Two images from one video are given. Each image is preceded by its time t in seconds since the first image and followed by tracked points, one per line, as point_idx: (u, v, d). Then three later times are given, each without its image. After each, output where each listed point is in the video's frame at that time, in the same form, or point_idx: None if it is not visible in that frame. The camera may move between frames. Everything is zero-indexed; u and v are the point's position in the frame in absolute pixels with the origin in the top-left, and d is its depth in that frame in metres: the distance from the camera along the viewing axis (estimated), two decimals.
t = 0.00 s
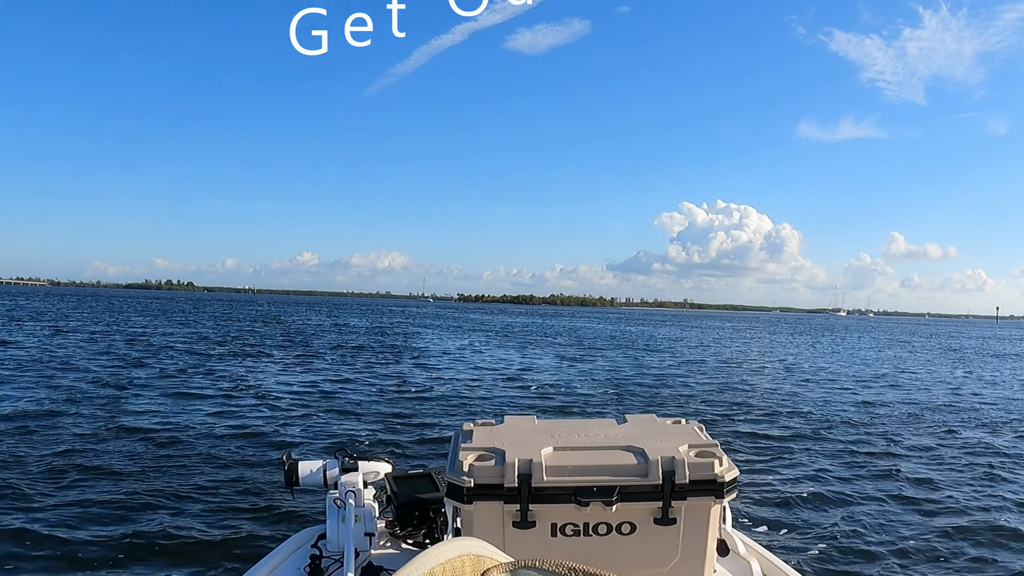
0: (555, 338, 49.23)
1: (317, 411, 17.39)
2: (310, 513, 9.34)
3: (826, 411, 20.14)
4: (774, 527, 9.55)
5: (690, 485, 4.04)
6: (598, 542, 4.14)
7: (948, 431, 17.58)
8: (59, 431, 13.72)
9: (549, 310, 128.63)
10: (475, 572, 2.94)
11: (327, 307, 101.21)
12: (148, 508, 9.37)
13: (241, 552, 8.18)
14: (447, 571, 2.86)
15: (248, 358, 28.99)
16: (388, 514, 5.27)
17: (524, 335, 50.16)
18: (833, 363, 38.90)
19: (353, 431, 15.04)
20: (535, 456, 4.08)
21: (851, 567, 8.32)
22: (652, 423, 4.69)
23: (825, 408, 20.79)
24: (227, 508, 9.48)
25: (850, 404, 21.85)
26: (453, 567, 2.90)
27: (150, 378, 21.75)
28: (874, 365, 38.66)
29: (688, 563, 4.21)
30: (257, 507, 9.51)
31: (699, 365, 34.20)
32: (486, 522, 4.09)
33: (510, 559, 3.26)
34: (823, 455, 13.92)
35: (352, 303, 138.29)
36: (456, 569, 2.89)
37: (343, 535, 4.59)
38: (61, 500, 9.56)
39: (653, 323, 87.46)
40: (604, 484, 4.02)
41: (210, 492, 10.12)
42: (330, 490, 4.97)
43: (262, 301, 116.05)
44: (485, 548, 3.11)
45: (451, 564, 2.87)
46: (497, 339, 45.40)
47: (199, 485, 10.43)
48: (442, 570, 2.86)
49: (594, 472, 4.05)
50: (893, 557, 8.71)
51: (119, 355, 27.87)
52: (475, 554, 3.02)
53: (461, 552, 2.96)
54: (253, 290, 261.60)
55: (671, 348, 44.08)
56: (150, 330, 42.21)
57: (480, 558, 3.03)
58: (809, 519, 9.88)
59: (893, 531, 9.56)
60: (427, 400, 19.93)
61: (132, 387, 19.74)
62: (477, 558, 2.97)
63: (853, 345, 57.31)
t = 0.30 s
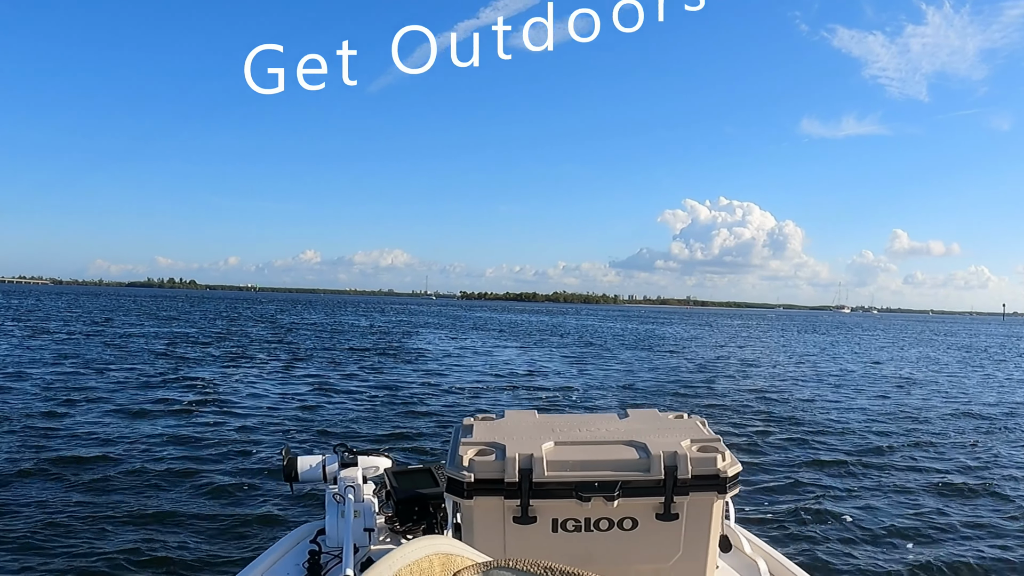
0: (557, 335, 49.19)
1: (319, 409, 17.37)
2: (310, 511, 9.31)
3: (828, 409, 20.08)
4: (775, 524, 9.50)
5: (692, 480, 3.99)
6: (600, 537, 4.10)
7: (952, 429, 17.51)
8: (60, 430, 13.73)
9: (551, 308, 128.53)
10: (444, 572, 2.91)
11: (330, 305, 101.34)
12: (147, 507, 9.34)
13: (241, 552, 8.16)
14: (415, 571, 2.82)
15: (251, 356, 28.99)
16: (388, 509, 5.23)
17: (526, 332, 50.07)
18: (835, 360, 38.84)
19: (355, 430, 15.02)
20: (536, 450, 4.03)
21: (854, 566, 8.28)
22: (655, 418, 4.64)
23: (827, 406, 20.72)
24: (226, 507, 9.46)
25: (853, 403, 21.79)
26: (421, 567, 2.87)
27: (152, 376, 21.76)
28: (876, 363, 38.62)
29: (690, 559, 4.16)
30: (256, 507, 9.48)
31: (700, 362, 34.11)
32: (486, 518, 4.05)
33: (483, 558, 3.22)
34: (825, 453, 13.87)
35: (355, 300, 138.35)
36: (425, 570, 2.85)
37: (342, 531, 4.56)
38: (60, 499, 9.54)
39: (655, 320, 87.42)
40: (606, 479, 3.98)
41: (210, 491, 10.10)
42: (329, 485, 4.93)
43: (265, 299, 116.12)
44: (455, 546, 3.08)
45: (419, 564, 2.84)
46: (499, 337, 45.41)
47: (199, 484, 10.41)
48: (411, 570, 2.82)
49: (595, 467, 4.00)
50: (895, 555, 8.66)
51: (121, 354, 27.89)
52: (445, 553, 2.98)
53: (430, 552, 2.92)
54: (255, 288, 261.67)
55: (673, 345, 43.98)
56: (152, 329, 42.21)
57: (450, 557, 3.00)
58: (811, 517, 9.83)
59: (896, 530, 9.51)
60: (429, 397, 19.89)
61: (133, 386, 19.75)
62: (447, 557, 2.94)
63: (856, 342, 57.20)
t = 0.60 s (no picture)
0: (557, 333, 49.19)
1: (319, 408, 17.36)
2: (310, 509, 9.31)
3: (827, 407, 20.07)
4: (773, 522, 9.51)
5: (690, 480, 3.99)
6: (597, 536, 4.10)
7: (953, 427, 17.48)
8: (60, 430, 13.74)
9: (553, 306, 128.49)
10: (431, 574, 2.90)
11: (332, 303, 101.46)
12: (145, 507, 9.34)
13: (240, 551, 8.15)
14: (400, 573, 2.81)
15: (252, 355, 29.01)
16: (387, 508, 5.24)
17: (525, 331, 49.98)
18: (837, 358, 38.78)
19: (355, 428, 15.02)
20: (534, 449, 4.03)
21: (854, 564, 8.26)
22: (653, 417, 4.64)
23: (827, 404, 20.68)
24: (224, 507, 9.46)
25: (854, 400, 21.76)
26: (408, 568, 2.86)
27: (153, 375, 21.80)
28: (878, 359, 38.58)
29: (688, 558, 4.16)
30: (255, 507, 9.49)
31: (699, 359, 34.06)
32: (484, 516, 4.05)
33: (469, 560, 3.22)
34: (826, 451, 13.83)
35: (357, 299, 138.41)
36: (411, 572, 2.84)
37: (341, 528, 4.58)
38: (59, 499, 9.54)
39: (655, 318, 87.27)
40: (604, 479, 3.97)
41: (209, 490, 10.10)
42: (328, 482, 4.94)
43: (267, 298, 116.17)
44: (441, 549, 3.08)
45: (404, 566, 2.83)
46: (499, 335, 45.45)
47: (198, 484, 10.42)
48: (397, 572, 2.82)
49: (592, 466, 4.00)
50: (895, 553, 8.64)
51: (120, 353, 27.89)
52: (431, 556, 2.98)
53: (416, 554, 2.91)
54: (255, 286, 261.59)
55: (672, 343, 43.93)
56: (154, 328, 42.25)
57: (436, 560, 2.99)
58: (810, 516, 9.81)
59: (895, 527, 9.48)
60: (429, 396, 19.89)
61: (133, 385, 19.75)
62: (432, 559, 2.93)
63: (855, 339, 57.16)
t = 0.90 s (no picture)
0: (558, 331, 49.22)
1: (320, 405, 17.39)
2: (310, 508, 9.32)
3: (826, 404, 20.06)
4: (771, 520, 9.51)
5: (688, 481, 3.99)
6: (595, 536, 4.11)
7: (952, 425, 17.50)
8: (60, 427, 13.74)
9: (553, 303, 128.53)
10: (442, 570, 2.90)
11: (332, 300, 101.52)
12: (145, 504, 9.34)
13: (238, 548, 8.16)
14: (412, 569, 2.82)
15: (252, 352, 29.04)
16: (386, 506, 5.25)
17: (525, 328, 49.97)
18: (837, 355, 38.83)
19: (355, 426, 15.04)
20: (533, 449, 4.04)
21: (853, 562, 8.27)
22: (652, 418, 4.64)
23: (826, 402, 20.66)
24: (224, 503, 9.48)
25: (853, 398, 21.81)
26: (419, 565, 2.86)
27: (152, 373, 21.79)
28: (877, 356, 38.66)
29: (685, 558, 4.17)
30: (254, 503, 9.50)
31: (699, 356, 34.01)
32: (482, 515, 4.06)
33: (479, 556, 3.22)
34: (825, 449, 13.85)
35: (357, 296, 138.21)
36: (422, 568, 2.85)
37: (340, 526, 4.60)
38: (58, 497, 9.54)
39: (655, 316, 87.14)
40: (603, 479, 3.98)
41: (210, 487, 10.11)
42: (327, 481, 4.95)
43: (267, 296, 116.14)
44: (452, 544, 3.07)
45: (416, 561, 2.83)
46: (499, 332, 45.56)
47: (198, 480, 10.44)
48: (407, 569, 2.82)
49: (591, 466, 4.01)
50: (895, 551, 8.64)
51: (119, 351, 27.87)
52: (442, 551, 2.98)
53: (427, 550, 2.91)
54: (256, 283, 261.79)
55: (672, 341, 43.89)
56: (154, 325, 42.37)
57: (447, 555, 2.99)
58: (809, 515, 9.82)
59: (894, 525, 9.49)
60: (429, 393, 19.93)
61: (132, 382, 19.72)
62: (444, 555, 2.93)
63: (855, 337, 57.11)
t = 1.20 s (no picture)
0: (558, 328, 49.27)
1: (321, 402, 17.40)
2: (312, 504, 9.33)
3: (828, 402, 20.02)
4: (772, 517, 9.51)
5: (690, 476, 4.00)
6: (597, 532, 4.11)
7: (953, 422, 17.53)
8: (60, 424, 13.74)
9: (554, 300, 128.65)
10: (445, 568, 2.91)
11: (333, 297, 101.59)
12: (146, 501, 9.35)
13: (239, 543, 8.17)
14: (416, 566, 2.82)
15: (252, 349, 29.06)
16: (387, 502, 5.26)
17: (526, 326, 49.93)
18: (837, 352, 38.84)
19: (356, 423, 15.06)
20: (535, 445, 4.04)
21: (855, 558, 8.27)
22: (654, 413, 4.65)
23: (827, 399, 20.64)
24: (224, 500, 9.48)
25: (853, 395, 21.85)
26: (423, 562, 2.87)
27: (153, 370, 21.80)
28: (879, 354, 38.60)
29: (687, 554, 4.17)
30: (255, 500, 9.51)
31: (700, 354, 33.97)
32: (485, 511, 4.07)
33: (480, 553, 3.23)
34: (827, 447, 13.86)
35: (358, 294, 138.16)
36: (426, 565, 2.86)
37: (342, 522, 4.61)
38: (60, 494, 9.53)
39: (656, 314, 87.06)
40: (605, 474, 3.98)
41: (211, 484, 10.11)
42: (329, 477, 4.95)
43: (267, 293, 116.20)
44: (454, 543, 3.08)
45: (420, 559, 2.84)
46: (498, 329, 45.62)
47: (199, 477, 10.45)
48: (412, 565, 2.83)
49: (593, 462, 4.01)
50: (894, 547, 8.65)
51: (120, 348, 27.86)
52: (445, 549, 2.99)
53: (430, 547, 2.93)
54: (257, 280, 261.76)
55: (673, 338, 43.84)
56: (155, 322, 42.37)
57: (449, 553, 3.01)
58: (810, 510, 9.83)
59: (896, 522, 9.49)
60: (429, 390, 19.96)
61: (132, 379, 19.71)
62: (446, 553, 2.94)
63: (856, 334, 57.01)
